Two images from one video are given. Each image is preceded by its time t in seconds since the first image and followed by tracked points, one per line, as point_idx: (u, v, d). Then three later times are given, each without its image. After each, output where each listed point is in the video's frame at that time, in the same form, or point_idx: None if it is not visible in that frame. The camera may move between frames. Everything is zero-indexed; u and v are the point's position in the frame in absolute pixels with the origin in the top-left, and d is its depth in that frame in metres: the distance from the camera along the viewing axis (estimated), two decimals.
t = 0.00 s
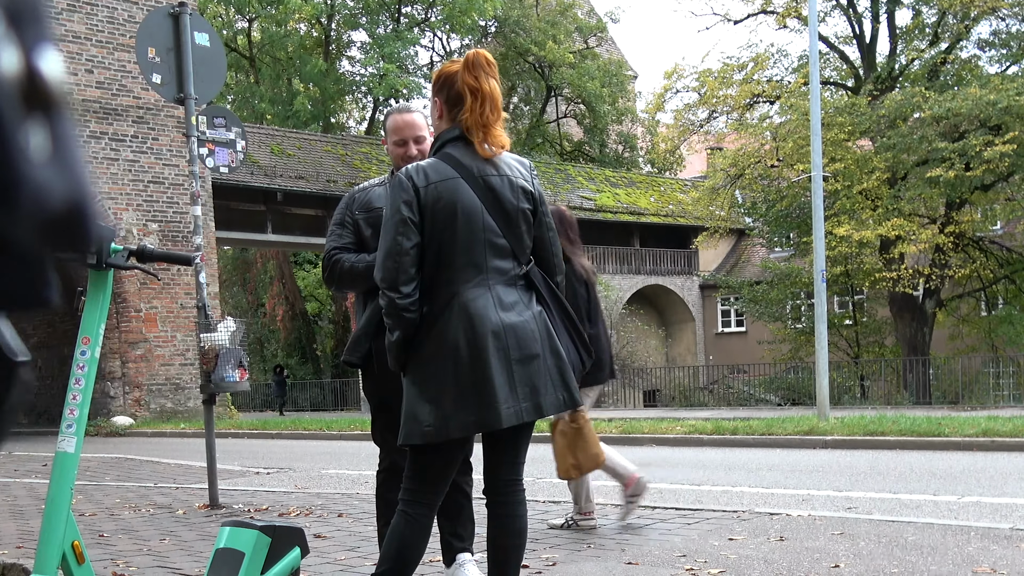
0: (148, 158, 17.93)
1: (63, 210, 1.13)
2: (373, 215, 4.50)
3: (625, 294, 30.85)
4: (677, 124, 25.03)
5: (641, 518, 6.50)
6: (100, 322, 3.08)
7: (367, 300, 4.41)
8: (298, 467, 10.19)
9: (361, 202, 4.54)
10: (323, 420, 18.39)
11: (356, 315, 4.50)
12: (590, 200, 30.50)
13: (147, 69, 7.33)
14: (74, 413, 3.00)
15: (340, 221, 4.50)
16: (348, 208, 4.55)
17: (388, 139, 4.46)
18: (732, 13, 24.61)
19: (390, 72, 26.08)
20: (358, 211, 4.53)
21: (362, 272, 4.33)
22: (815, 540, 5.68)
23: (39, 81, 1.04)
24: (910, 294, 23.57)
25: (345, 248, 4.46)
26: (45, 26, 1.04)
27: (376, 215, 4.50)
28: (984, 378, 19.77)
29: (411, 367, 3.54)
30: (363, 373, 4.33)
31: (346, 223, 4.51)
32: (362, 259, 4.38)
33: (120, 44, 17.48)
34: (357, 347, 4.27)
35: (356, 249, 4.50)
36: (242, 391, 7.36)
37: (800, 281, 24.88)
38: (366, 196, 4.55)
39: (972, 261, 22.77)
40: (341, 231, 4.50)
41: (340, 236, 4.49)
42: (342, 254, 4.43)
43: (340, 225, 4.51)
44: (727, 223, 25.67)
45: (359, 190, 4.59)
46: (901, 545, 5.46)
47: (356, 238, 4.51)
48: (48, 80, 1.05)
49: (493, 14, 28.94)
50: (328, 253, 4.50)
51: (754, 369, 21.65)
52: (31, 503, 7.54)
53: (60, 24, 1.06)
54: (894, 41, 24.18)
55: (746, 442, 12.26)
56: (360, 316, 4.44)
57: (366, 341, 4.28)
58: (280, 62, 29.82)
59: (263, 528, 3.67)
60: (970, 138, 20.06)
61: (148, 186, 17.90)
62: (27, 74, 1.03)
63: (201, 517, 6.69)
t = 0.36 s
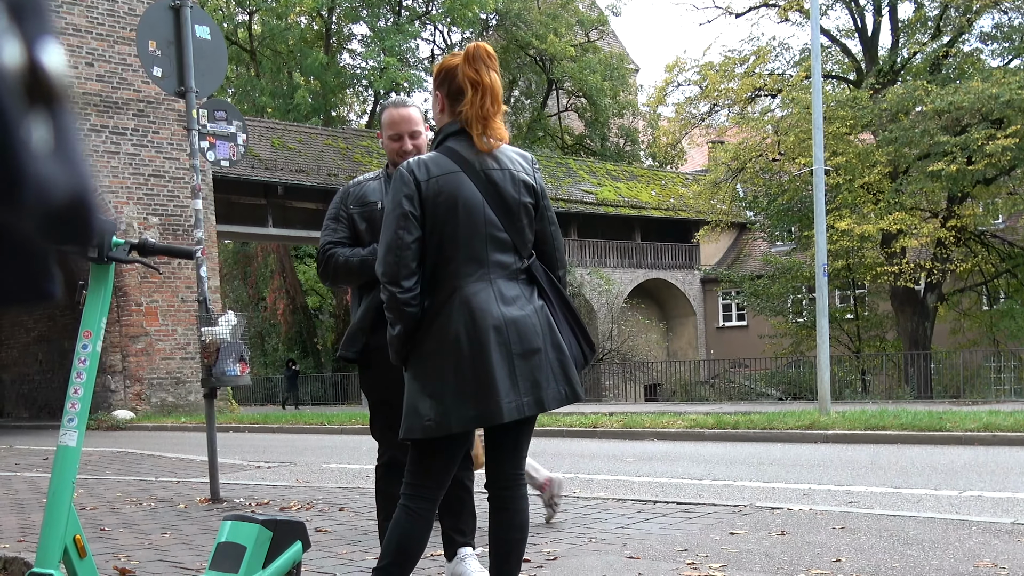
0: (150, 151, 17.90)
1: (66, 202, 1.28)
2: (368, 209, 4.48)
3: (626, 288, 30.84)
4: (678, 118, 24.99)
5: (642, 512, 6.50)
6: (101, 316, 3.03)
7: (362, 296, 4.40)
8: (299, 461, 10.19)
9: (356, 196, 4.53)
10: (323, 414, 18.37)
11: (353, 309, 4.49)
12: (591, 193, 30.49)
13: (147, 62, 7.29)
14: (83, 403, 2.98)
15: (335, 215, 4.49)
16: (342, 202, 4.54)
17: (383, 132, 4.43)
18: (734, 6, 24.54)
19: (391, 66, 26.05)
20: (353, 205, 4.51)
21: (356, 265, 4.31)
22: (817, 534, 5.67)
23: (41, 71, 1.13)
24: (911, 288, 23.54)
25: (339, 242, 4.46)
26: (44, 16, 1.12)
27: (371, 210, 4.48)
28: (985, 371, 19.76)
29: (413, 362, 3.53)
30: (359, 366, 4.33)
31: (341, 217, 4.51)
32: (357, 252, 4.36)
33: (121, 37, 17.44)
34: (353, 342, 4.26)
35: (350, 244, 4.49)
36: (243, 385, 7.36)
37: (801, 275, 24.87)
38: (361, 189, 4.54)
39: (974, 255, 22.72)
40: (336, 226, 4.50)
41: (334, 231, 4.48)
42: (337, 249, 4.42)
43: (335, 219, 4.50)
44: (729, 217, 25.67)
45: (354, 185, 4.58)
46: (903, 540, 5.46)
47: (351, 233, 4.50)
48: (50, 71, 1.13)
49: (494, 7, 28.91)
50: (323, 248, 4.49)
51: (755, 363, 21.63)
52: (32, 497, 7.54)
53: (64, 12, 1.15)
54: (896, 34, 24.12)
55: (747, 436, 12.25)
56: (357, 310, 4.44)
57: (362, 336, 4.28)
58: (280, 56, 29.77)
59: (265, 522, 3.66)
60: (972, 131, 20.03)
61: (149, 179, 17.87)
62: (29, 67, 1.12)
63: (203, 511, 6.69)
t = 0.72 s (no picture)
0: (150, 147, 17.87)
1: (69, 192, 1.40)
2: (364, 204, 4.48)
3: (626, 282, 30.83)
4: (678, 112, 24.98)
5: (644, 506, 6.50)
6: (103, 312, 3.01)
7: (358, 290, 4.40)
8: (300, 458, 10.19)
9: (352, 192, 4.52)
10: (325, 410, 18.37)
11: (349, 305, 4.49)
12: (591, 187, 30.50)
13: (147, 59, 7.30)
14: (83, 399, 2.96)
15: (330, 210, 4.48)
16: (338, 197, 4.53)
17: (377, 129, 4.43)
18: None
19: (391, 61, 26.05)
20: (350, 200, 4.51)
21: (353, 259, 4.30)
22: (819, 528, 5.67)
23: (44, 65, 1.20)
24: (912, 281, 23.50)
25: (335, 237, 4.45)
26: (50, 13, 1.19)
27: (367, 205, 4.48)
28: (986, 364, 19.76)
29: (414, 356, 3.53)
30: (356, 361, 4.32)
31: (337, 212, 4.50)
32: (352, 247, 4.35)
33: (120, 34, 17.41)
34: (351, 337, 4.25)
35: (346, 238, 4.48)
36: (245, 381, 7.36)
37: (801, 269, 24.86)
38: (357, 184, 4.54)
39: (975, 248, 22.69)
40: (331, 220, 4.48)
41: (330, 226, 4.47)
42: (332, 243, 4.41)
43: (331, 214, 4.50)
44: (729, 211, 25.68)
45: (350, 180, 4.58)
46: (905, 533, 5.46)
47: (346, 228, 4.49)
48: (53, 65, 1.21)
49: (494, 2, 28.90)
50: (319, 242, 4.48)
51: (756, 357, 21.62)
52: (35, 494, 7.54)
53: (68, 11, 1.22)
54: (896, 27, 24.10)
55: (749, 430, 12.24)
56: (354, 306, 4.43)
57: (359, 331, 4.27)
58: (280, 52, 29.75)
59: (268, 518, 3.65)
60: (973, 124, 20.00)
61: (149, 176, 17.85)
62: (33, 60, 1.20)
63: (205, 507, 6.69)
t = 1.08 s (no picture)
0: (149, 145, 17.85)
1: (72, 196, 1.31)
2: (362, 200, 4.47)
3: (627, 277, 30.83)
4: (679, 107, 24.96)
5: (645, 502, 6.49)
6: (103, 310, 2.99)
7: (357, 285, 4.39)
8: (301, 455, 10.18)
9: (350, 187, 4.51)
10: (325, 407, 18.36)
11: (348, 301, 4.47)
12: (591, 183, 30.52)
13: (146, 56, 7.29)
14: (84, 398, 2.95)
15: (329, 206, 4.47)
16: (337, 192, 4.52)
17: (372, 125, 4.41)
18: None
19: (390, 57, 26.03)
20: (348, 196, 4.50)
21: (352, 256, 4.29)
22: (820, 522, 5.66)
23: (45, 64, 1.20)
24: (914, 275, 23.48)
25: (334, 233, 4.44)
26: (49, 11, 1.20)
27: (365, 201, 4.46)
28: (988, 358, 19.76)
29: (415, 353, 3.52)
30: (356, 358, 4.31)
31: (335, 208, 4.49)
32: (351, 243, 4.33)
33: (119, 31, 17.39)
34: (350, 334, 4.24)
35: (345, 235, 4.47)
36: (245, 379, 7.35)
37: (802, 263, 24.84)
38: (355, 180, 4.52)
39: (975, 241, 22.69)
40: (330, 217, 4.48)
41: (329, 222, 4.46)
42: (330, 239, 4.40)
43: (329, 210, 4.49)
44: (729, 205, 25.69)
45: (348, 175, 4.56)
46: (907, 527, 5.45)
47: (345, 224, 4.48)
48: (53, 64, 1.21)
49: None
50: (317, 239, 4.46)
51: (757, 352, 21.63)
52: (36, 492, 7.54)
53: (65, 10, 1.23)
54: (896, 21, 24.08)
55: (751, 425, 12.23)
56: (352, 302, 4.42)
57: (359, 328, 4.26)
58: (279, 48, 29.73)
59: (269, 515, 3.64)
60: (973, 117, 19.97)
61: (148, 173, 17.87)
62: (34, 59, 1.19)
63: (206, 505, 6.70)
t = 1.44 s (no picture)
0: (150, 142, 17.85)
1: (71, 187, 1.34)
2: (361, 198, 4.46)
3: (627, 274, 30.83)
4: (680, 103, 24.94)
5: (646, 498, 6.49)
6: (103, 307, 2.99)
7: (355, 283, 4.39)
8: (302, 451, 10.19)
9: (349, 185, 4.50)
10: (327, 404, 18.37)
11: (347, 299, 4.47)
12: (592, 179, 30.53)
13: (146, 53, 7.28)
14: (85, 395, 2.96)
15: (328, 204, 4.47)
16: (336, 190, 4.52)
17: (372, 123, 4.40)
18: None
19: (391, 53, 26.02)
20: (346, 194, 4.49)
21: (351, 254, 4.29)
22: (820, 519, 5.66)
23: (45, 58, 1.20)
24: (915, 271, 23.45)
25: (332, 231, 4.43)
26: (51, 9, 1.20)
27: (364, 198, 4.46)
28: (989, 354, 19.75)
29: (415, 351, 3.51)
30: (355, 355, 4.31)
31: (334, 206, 4.48)
32: (350, 241, 4.33)
33: (119, 28, 17.39)
34: (350, 332, 4.24)
35: (344, 232, 4.47)
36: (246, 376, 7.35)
37: (803, 260, 24.83)
38: (353, 177, 4.51)
39: (977, 238, 22.69)
40: (329, 215, 4.47)
41: (328, 220, 4.46)
42: (329, 238, 4.40)
43: (328, 209, 4.48)
44: (730, 202, 25.66)
45: (346, 172, 4.55)
46: (908, 524, 5.45)
47: (344, 222, 4.48)
48: (53, 58, 1.21)
49: None
50: (316, 238, 4.46)
51: (758, 349, 21.62)
52: (37, 488, 7.56)
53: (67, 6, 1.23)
54: (898, 17, 24.04)
55: (751, 422, 12.22)
56: (352, 300, 4.42)
57: (359, 325, 4.26)
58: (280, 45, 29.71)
59: (270, 511, 3.64)
60: (974, 114, 19.98)
61: (149, 170, 17.89)
62: (33, 52, 1.19)
63: (207, 501, 6.70)
